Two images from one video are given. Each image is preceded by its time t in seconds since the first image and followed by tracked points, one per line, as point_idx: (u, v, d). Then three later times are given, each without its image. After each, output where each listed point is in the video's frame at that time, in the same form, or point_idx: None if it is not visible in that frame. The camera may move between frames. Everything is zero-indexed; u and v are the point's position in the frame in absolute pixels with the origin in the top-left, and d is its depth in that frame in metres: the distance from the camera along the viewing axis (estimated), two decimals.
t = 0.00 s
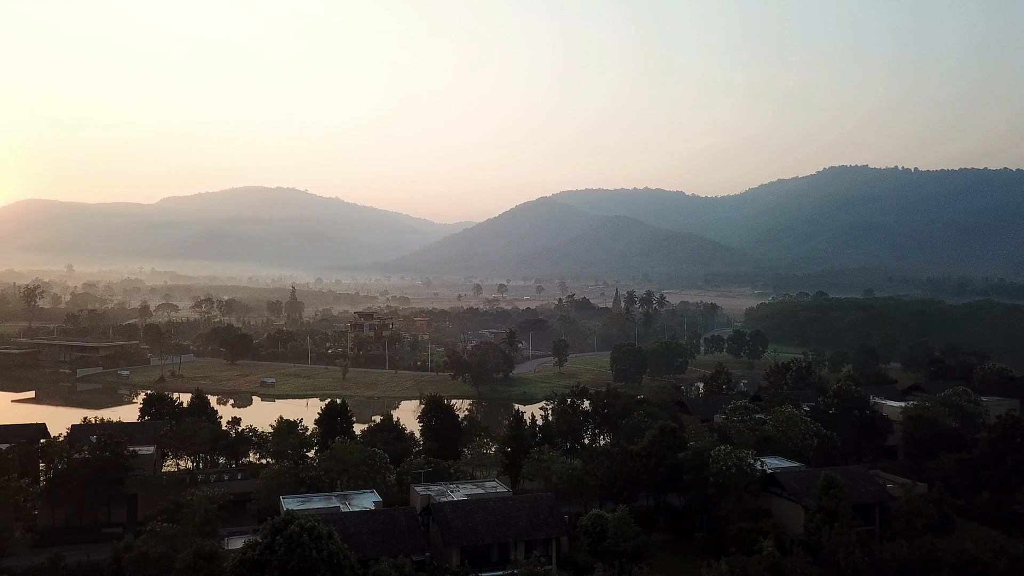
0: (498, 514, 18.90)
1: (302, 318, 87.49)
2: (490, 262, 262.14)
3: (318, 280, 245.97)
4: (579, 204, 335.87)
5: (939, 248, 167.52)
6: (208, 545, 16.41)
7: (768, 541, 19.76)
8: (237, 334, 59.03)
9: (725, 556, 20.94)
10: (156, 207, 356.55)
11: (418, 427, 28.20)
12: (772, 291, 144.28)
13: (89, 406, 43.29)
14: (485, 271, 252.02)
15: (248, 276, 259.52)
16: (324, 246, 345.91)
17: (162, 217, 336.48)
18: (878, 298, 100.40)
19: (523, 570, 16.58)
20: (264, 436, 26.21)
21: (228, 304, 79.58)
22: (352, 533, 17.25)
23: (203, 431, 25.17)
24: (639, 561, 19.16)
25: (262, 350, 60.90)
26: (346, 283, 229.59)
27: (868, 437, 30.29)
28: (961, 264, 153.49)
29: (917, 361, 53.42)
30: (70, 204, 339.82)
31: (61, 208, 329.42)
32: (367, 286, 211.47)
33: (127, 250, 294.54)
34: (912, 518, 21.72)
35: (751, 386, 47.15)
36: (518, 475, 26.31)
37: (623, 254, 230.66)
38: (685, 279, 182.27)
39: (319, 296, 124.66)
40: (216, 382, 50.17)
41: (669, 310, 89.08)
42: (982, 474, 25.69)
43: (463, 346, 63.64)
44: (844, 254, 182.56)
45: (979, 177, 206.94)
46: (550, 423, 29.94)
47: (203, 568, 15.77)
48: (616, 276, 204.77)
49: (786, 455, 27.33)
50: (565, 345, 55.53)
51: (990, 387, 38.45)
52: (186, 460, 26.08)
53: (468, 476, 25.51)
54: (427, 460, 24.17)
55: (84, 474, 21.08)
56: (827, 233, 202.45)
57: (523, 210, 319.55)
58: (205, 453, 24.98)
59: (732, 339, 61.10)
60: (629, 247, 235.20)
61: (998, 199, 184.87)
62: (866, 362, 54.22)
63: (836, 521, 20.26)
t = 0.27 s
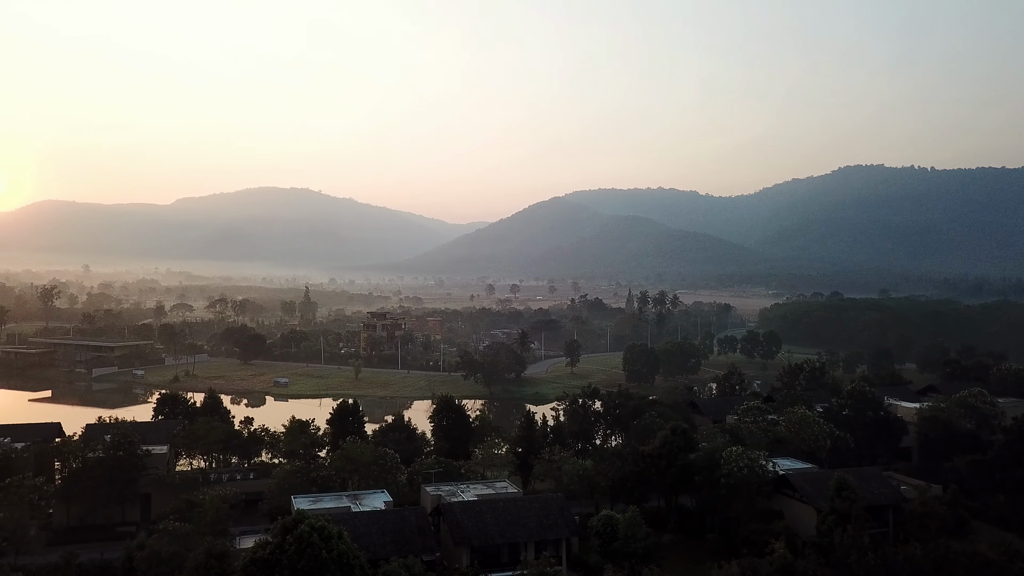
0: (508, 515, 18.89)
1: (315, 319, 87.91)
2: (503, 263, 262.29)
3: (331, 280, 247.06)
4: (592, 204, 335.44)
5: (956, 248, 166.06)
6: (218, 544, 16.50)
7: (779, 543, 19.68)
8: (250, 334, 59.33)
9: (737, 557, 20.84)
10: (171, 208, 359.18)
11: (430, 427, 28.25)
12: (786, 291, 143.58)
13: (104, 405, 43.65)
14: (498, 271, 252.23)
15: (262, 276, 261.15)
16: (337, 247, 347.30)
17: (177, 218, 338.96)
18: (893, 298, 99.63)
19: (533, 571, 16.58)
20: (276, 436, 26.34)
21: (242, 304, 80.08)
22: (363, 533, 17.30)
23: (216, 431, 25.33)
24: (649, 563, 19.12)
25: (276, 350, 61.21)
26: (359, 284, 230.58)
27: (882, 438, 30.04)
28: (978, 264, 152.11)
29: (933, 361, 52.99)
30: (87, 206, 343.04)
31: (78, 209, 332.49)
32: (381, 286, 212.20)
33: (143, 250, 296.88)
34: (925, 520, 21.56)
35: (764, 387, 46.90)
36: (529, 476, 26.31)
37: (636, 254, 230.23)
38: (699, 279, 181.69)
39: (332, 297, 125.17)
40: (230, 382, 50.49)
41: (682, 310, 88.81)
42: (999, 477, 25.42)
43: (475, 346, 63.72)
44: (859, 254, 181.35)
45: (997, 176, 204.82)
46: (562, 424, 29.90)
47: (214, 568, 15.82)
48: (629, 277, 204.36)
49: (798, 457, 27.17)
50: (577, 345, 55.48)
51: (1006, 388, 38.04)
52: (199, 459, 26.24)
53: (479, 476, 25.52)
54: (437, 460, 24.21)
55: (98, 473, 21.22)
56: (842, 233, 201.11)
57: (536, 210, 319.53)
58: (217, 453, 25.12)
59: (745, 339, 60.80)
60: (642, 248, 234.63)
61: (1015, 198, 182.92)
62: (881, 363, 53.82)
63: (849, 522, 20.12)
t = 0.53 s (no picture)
0: (515, 515, 18.89)
1: (325, 319, 88.17)
2: (513, 263, 262.39)
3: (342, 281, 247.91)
4: (603, 204, 335.04)
5: (969, 247, 164.93)
6: (226, 543, 16.57)
7: (788, 544, 19.64)
8: (260, 335, 59.54)
9: (745, 558, 20.76)
10: (183, 209, 361.22)
11: (439, 427, 28.32)
12: (798, 291, 142.98)
13: (116, 404, 43.93)
14: (508, 272, 252.27)
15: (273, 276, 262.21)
16: (348, 247, 348.27)
17: (189, 219, 340.80)
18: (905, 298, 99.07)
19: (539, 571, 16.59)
20: (285, 436, 26.44)
21: (253, 305, 80.43)
22: (370, 533, 17.34)
23: (225, 431, 25.44)
24: (657, 564, 19.08)
25: (286, 350, 61.43)
26: (369, 283, 231.45)
27: (892, 439, 29.84)
28: (991, 263, 151.06)
29: (945, 361, 52.61)
30: (100, 206, 345.35)
31: (91, 210, 334.80)
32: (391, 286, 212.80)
33: (155, 251, 298.66)
34: (936, 522, 21.43)
35: (774, 387, 46.69)
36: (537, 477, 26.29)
37: (646, 254, 229.80)
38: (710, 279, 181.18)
39: (343, 297, 125.56)
40: (240, 382, 50.68)
41: (692, 310, 88.61)
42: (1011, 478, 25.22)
43: (485, 346, 63.74)
44: (871, 254, 180.36)
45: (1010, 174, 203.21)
46: (571, 425, 29.89)
47: (221, 567, 15.88)
48: (639, 277, 203.97)
49: (807, 457, 27.04)
50: (586, 346, 55.41)
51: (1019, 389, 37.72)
52: (208, 459, 26.35)
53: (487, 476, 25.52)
54: (445, 460, 24.24)
55: (108, 472, 21.36)
56: (854, 232, 200.07)
57: (546, 210, 319.45)
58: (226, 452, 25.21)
59: (755, 339, 60.55)
60: (652, 247, 234.19)
61: None
62: (893, 363, 53.47)
63: (858, 524, 20.01)
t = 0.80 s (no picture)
0: (522, 515, 18.89)
1: (335, 318, 88.38)
2: (523, 263, 262.44)
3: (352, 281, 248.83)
4: (613, 203, 334.65)
5: (982, 247, 163.73)
6: (234, 542, 16.66)
7: (795, 545, 19.56)
8: (270, 334, 59.75)
9: (753, 560, 20.70)
10: (195, 209, 363.14)
11: (446, 427, 28.36)
12: (809, 292, 142.30)
13: (127, 404, 44.18)
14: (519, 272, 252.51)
15: (284, 277, 262.99)
16: (358, 247, 349.18)
17: (200, 219, 342.58)
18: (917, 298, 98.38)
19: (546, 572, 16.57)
20: (294, 435, 26.57)
21: (263, 305, 80.73)
22: (377, 532, 17.40)
23: (234, 430, 25.57)
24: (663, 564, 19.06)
25: (296, 349, 61.65)
26: (379, 283, 232.17)
27: (903, 440, 29.60)
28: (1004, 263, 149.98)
29: (957, 362, 52.23)
30: (113, 207, 347.55)
31: (104, 211, 336.93)
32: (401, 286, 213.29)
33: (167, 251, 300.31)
34: (946, 524, 21.24)
35: (783, 388, 46.43)
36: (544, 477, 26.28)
37: (656, 254, 229.40)
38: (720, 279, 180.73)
39: (352, 297, 125.94)
40: (250, 381, 50.89)
41: (703, 311, 88.31)
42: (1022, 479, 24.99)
43: (493, 347, 63.72)
44: (883, 254, 179.29)
45: None
46: (578, 425, 29.91)
47: (229, 566, 15.95)
48: (649, 277, 203.71)
49: (816, 458, 26.93)
50: (595, 346, 55.30)
51: None
52: (217, 458, 26.50)
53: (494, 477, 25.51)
54: (452, 460, 24.26)
55: (118, 471, 21.51)
56: (865, 232, 198.93)
57: (556, 210, 319.37)
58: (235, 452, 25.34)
59: (765, 340, 60.30)
60: (662, 247, 233.73)
61: None
62: (905, 364, 53.10)
63: (866, 526, 19.88)
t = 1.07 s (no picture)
0: (530, 516, 18.87)
1: (346, 319, 88.65)
2: (534, 263, 262.41)
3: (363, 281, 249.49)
4: (624, 203, 334.12)
5: (996, 246, 162.46)
6: (242, 541, 16.72)
7: (804, 548, 19.44)
8: (281, 334, 59.99)
9: (762, 561, 20.63)
10: (207, 210, 364.93)
11: (455, 427, 28.40)
12: (821, 292, 141.65)
13: (138, 404, 44.43)
14: (529, 272, 252.46)
15: (295, 277, 264.36)
16: (369, 247, 349.91)
17: (212, 220, 344.24)
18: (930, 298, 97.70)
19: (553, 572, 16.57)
20: (303, 435, 26.67)
21: (274, 305, 81.07)
22: (384, 532, 17.41)
23: (244, 431, 25.68)
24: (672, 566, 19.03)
25: (306, 350, 61.86)
26: (389, 284, 232.80)
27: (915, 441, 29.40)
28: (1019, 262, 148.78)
29: (970, 363, 51.86)
30: (126, 207, 349.74)
31: (117, 212, 339.05)
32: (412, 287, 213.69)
33: (179, 251, 301.89)
34: (957, 526, 21.11)
35: (795, 389, 46.18)
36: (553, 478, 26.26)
37: (667, 254, 228.89)
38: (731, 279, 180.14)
39: (363, 297, 126.19)
40: (260, 381, 51.11)
41: (714, 311, 87.99)
42: None
43: (503, 347, 63.73)
44: (895, 254, 178.21)
45: None
46: (587, 425, 29.88)
47: (237, 565, 16.00)
48: (660, 277, 203.29)
49: (826, 460, 26.81)
50: (605, 346, 55.24)
51: None
52: (227, 458, 26.60)
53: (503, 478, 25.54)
54: (461, 460, 24.29)
55: (129, 470, 21.62)
56: (878, 232, 197.73)
57: (567, 210, 319.15)
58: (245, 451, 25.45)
59: (777, 340, 60.07)
60: (673, 247, 233.17)
61: None
62: (918, 365, 52.79)
63: (876, 528, 19.76)
